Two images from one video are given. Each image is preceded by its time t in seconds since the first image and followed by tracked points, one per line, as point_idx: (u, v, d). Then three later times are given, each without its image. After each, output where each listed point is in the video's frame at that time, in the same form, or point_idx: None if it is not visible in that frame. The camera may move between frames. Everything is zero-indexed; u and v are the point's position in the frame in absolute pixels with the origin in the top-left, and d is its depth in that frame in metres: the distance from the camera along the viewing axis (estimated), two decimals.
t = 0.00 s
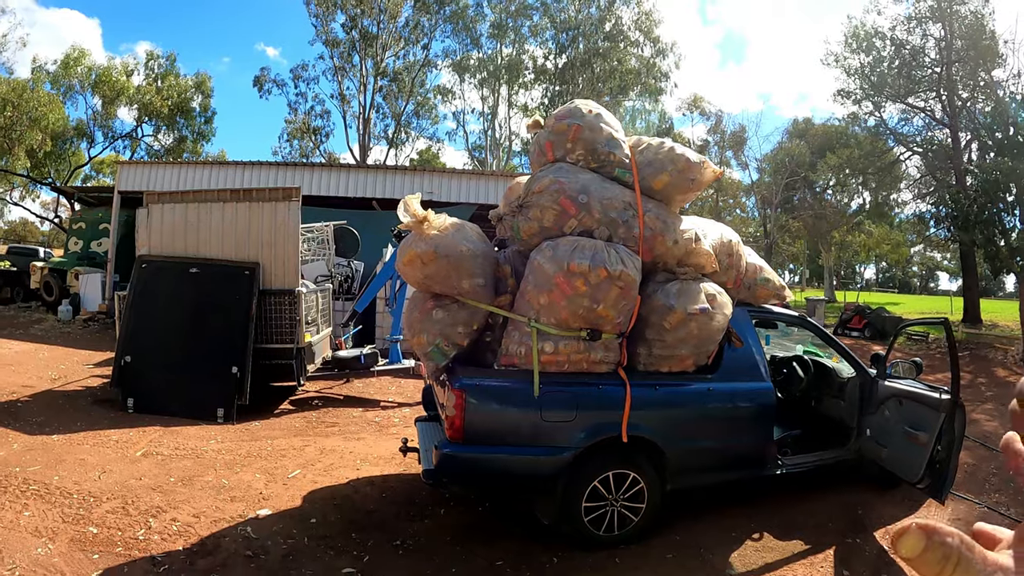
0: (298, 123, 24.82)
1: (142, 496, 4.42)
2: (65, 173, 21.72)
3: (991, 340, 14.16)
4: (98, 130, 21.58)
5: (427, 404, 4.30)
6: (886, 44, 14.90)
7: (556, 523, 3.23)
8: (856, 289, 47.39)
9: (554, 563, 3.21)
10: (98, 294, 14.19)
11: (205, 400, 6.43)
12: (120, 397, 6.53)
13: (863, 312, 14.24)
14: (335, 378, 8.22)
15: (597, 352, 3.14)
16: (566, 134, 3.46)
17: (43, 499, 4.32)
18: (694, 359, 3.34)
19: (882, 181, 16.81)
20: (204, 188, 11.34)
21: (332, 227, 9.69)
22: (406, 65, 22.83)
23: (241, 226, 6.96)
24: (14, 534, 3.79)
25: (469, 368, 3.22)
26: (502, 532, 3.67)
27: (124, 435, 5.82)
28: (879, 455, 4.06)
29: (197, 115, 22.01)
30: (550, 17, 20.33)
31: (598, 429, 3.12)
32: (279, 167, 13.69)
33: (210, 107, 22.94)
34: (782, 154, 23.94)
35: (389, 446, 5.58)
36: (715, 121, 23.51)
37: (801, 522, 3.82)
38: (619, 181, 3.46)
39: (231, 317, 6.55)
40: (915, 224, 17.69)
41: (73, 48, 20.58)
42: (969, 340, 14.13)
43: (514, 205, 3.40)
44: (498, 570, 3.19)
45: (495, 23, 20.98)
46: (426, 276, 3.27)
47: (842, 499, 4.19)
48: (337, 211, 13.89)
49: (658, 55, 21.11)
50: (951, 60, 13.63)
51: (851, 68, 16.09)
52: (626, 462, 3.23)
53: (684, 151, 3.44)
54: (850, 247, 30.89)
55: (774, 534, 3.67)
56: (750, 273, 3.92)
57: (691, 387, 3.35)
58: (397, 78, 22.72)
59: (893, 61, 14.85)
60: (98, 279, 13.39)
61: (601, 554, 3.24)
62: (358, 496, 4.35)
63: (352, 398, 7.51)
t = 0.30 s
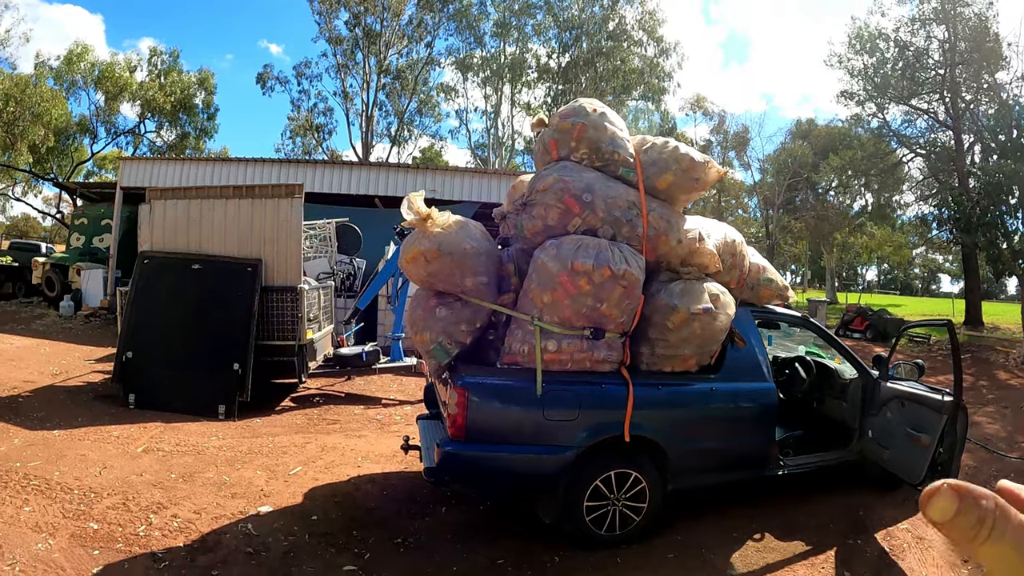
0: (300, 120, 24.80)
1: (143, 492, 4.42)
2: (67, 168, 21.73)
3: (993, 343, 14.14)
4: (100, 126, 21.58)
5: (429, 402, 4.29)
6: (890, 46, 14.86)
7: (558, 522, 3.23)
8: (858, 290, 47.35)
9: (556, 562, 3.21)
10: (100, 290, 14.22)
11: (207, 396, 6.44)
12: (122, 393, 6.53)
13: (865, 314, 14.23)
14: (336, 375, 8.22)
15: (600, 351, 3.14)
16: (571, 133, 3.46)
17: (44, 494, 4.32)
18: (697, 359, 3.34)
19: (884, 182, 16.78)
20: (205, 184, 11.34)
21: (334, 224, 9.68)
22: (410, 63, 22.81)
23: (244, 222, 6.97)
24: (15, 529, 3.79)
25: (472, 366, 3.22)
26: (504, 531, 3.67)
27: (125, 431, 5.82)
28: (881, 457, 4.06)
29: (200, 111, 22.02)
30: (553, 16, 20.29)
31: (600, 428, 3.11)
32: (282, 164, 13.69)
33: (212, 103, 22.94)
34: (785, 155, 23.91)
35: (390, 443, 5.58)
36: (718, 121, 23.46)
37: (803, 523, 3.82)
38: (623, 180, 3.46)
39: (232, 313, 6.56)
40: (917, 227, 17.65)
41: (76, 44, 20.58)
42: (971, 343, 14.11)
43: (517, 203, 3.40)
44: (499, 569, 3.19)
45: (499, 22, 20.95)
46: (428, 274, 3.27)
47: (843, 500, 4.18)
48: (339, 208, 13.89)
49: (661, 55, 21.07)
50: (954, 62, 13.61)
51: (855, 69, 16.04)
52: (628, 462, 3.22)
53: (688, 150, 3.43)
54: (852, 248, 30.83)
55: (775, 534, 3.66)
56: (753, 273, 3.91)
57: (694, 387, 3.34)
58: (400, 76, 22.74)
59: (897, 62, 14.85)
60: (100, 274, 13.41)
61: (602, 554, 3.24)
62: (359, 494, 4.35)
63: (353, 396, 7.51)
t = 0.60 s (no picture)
0: (300, 117, 24.76)
1: (140, 489, 4.41)
2: (67, 164, 21.70)
3: (991, 345, 14.15)
4: (100, 122, 21.55)
5: (428, 400, 4.28)
6: (891, 47, 14.84)
7: (557, 521, 3.22)
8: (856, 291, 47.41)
9: (554, 561, 3.21)
10: (98, 286, 14.20)
11: (205, 393, 6.43)
12: (119, 389, 6.53)
13: (864, 315, 14.26)
14: (334, 372, 8.21)
15: (599, 350, 3.13)
16: (572, 131, 3.45)
17: (41, 490, 4.31)
18: (697, 359, 3.33)
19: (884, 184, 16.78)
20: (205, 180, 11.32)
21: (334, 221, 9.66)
22: (410, 60, 22.77)
23: (243, 219, 6.96)
24: (12, 525, 3.78)
25: (472, 364, 3.21)
26: (503, 530, 3.66)
27: (123, 427, 5.81)
28: (880, 458, 4.05)
29: (200, 107, 22.00)
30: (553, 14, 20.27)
31: (600, 427, 3.11)
32: (281, 161, 13.67)
33: (212, 99, 22.91)
34: (785, 155, 23.91)
35: (388, 441, 5.57)
36: (718, 121, 23.44)
37: (802, 524, 3.81)
38: (624, 179, 3.45)
39: (232, 311, 6.55)
40: (916, 228, 17.67)
41: (75, 39, 20.52)
42: (969, 345, 14.12)
43: (518, 201, 3.39)
44: (497, 568, 3.18)
45: (500, 19, 20.91)
46: (428, 271, 3.28)
47: (841, 501, 4.19)
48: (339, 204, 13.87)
49: (661, 54, 21.06)
50: (956, 63, 13.64)
51: (856, 70, 16.01)
52: (627, 461, 3.22)
53: (690, 149, 3.42)
54: (851, 248, 30.84)
55: (773, 534, 3.66)
56: (753, 273, 3.90)
57: (693, 387, 3.34)
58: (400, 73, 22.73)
59: (898, 64, 14.84)
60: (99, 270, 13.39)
61: (601, 553, 3.23)
62: (357, 491, 4.35)
63: (351, 393, 7.50)
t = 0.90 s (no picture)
0: (298, 113, 24.69)
1: (133, 486, 4.38)
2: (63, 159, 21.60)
3: (986, 347, 14.17)
4: (97, 116, 21.45)
5: (423, 398, 4.24)
6: (889, 48, 14.86)
7: (554, 521, 3.19)
8: (852, 291, 47.51)
9: (550, 561, 3.18)
10: (93, 282, 14.13)
11: (199, 389, 6.39)
12: (113, 385, 6.48)
13: (860, 315, 14.26)
14: (329, 370, 8.19)
15: (597, 349, 3.10)
16: (570, 128, 3.43)
17: (33, 487, 4.27)
18: (694, 358, 3.30)
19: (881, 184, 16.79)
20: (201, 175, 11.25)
21: (330, 217, 9.61)
22: (408, 57, 22.72)
23: (239, 214, 6.92)
24: (3, 522, 3.74)
25: (468, 362, 3.18)
26: (498, 529, 3.63)
27: (116, 424, 5.77)
28: (878, 459, 4.03)
29: (197, 103, 21.94)
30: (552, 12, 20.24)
31: (596, 427, 3.08)
32: (278, 156, 13.61)
33: (209, 95, 22.83)
34: (782, 155, 23.92)
35: (383, 439, 5.54)
36: (716, 121, 23.43)
37: (799, 524, 3.80)
38: (622, 177, 3.41)
39: (227, 307, 6.51)
40: (912, 229, 17.69)
41: (72, 34, 20.41)
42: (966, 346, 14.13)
43: (516, 199, 3.36)
44: (493, 568, 3.15)
45: (498, 17, 20.88)
46: (424, 268, 3.27)
47: (838, 502, 4.17)
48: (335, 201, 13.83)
49: (660, 54, 21.04)
50: (954, 66, 13.65)
51: (854, 71, 16.02)
52: (623, 461, 3.19)
53: (689, 147, 3.39)
54: (847, 248, 30.87)
55: (770, 535, 3.65)
56: (751, 273, 3.88)
57: (690, 387, 3.31)
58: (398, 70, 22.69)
59: (896, 65, 14.84)
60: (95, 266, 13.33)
61: (597, 553, 3.21)
62: (352, 489, 4.32)
63: (347, 390, 7.47)
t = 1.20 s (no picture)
0: (293, 109, 24.55)
1: (124, 485, 4.32)
2: (58, 154, 21.47)
3: (982, 347, 14.20)
4: (91, 112, 21.31)
5: (418, 396, 4.19)
6: (887, 47, 14.83)
7: (550, 521, 3.15)
8: (847, 290, 47.59)
9: (547, 562, 3.14)
10: (87, 278, 14.05)
11: (193, 386, 6.34)
12: (105, 382, 6.41)
13: (857, 314, 14.30)
14: (324, 367, 8.12)
15: (594, 347, 3.05)
16: (568, 123, 3.37)
17: (23, 485, 4.21)
18: (693, 356, 3.25)
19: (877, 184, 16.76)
20: (196, 170, 11.17)
21: (325, 213, 9.54)
22: (405, 54, 22.62)
23: (233, 210, 6.84)
24: None
25: (463, 360, 3.13)
26: (494, 529, 3.58)
27: (108, 421, 5.71)
28: (877, 459, 4.00)
29: (192, 99, 21.81)
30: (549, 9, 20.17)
31: (594, 426, 3.04)
32: (274, 152, 13.53)
33: (205, 90, 22.71)
34: (779, 154, 23.85)
35: (378, 437, 5.49)
36: (713, 119, 23.37)
37: (797, 524, 3.76)
38: (620, 173, 3.36)
39: (220, 303, 6.44)
40: (908, 229, 17.69)
41: (67, 28, 20.23)
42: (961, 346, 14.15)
43: (512, 194, 3.31)
44: (488, 569, 3.11)
45: (495, 14, 20.78)
46: (419, 264, 3.21)
47: (836, 501, 4.14)
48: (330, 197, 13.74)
49: (657, 51, 20.98)
50: (951, 65, 13.57)
51: (851, 70, 15.98)
52: (621, 461, 3.14)
53: (688, 143, 3.34)
54: (843, 247, 30.88)
55: (769, 535, 3.61)
56: (750, 270, 3.83)
57: (689, 386, 3.27)
58: (394, 67, 22.61)
59: (893, 64, 14.80)
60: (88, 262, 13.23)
61: (594, 553, 3.17)
62: (345, 488, 4.27)
63: (342, 387, 7.42)
